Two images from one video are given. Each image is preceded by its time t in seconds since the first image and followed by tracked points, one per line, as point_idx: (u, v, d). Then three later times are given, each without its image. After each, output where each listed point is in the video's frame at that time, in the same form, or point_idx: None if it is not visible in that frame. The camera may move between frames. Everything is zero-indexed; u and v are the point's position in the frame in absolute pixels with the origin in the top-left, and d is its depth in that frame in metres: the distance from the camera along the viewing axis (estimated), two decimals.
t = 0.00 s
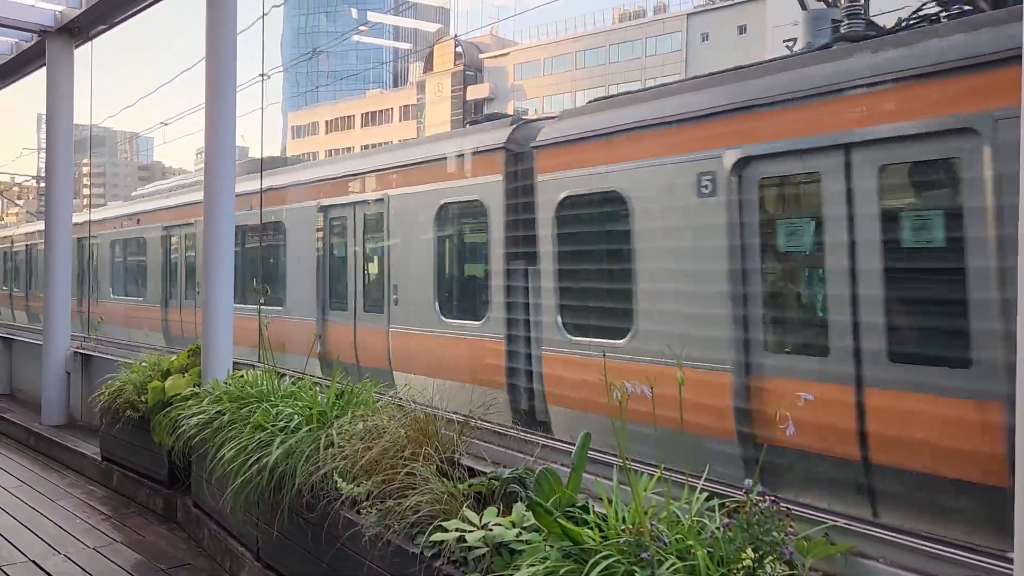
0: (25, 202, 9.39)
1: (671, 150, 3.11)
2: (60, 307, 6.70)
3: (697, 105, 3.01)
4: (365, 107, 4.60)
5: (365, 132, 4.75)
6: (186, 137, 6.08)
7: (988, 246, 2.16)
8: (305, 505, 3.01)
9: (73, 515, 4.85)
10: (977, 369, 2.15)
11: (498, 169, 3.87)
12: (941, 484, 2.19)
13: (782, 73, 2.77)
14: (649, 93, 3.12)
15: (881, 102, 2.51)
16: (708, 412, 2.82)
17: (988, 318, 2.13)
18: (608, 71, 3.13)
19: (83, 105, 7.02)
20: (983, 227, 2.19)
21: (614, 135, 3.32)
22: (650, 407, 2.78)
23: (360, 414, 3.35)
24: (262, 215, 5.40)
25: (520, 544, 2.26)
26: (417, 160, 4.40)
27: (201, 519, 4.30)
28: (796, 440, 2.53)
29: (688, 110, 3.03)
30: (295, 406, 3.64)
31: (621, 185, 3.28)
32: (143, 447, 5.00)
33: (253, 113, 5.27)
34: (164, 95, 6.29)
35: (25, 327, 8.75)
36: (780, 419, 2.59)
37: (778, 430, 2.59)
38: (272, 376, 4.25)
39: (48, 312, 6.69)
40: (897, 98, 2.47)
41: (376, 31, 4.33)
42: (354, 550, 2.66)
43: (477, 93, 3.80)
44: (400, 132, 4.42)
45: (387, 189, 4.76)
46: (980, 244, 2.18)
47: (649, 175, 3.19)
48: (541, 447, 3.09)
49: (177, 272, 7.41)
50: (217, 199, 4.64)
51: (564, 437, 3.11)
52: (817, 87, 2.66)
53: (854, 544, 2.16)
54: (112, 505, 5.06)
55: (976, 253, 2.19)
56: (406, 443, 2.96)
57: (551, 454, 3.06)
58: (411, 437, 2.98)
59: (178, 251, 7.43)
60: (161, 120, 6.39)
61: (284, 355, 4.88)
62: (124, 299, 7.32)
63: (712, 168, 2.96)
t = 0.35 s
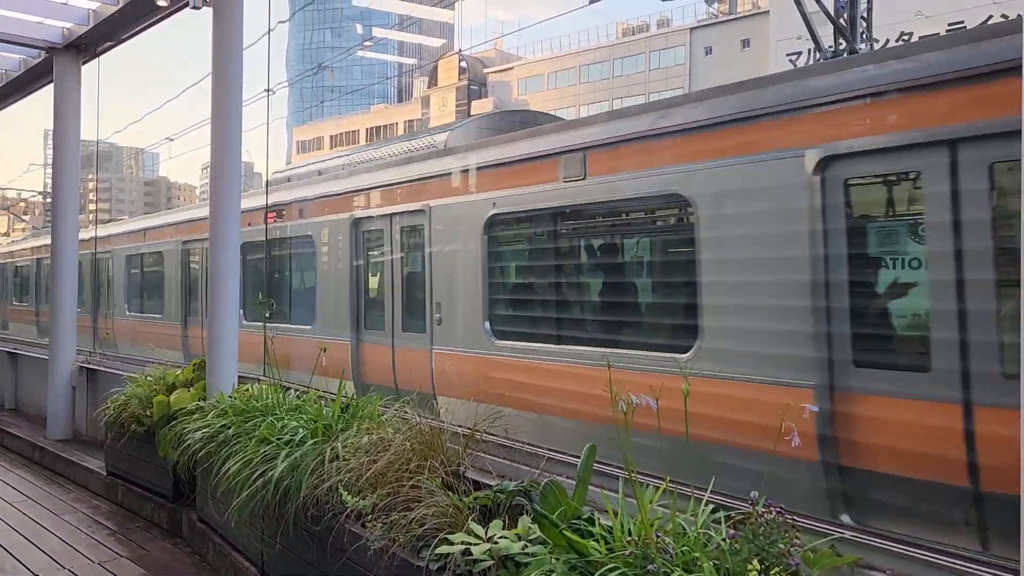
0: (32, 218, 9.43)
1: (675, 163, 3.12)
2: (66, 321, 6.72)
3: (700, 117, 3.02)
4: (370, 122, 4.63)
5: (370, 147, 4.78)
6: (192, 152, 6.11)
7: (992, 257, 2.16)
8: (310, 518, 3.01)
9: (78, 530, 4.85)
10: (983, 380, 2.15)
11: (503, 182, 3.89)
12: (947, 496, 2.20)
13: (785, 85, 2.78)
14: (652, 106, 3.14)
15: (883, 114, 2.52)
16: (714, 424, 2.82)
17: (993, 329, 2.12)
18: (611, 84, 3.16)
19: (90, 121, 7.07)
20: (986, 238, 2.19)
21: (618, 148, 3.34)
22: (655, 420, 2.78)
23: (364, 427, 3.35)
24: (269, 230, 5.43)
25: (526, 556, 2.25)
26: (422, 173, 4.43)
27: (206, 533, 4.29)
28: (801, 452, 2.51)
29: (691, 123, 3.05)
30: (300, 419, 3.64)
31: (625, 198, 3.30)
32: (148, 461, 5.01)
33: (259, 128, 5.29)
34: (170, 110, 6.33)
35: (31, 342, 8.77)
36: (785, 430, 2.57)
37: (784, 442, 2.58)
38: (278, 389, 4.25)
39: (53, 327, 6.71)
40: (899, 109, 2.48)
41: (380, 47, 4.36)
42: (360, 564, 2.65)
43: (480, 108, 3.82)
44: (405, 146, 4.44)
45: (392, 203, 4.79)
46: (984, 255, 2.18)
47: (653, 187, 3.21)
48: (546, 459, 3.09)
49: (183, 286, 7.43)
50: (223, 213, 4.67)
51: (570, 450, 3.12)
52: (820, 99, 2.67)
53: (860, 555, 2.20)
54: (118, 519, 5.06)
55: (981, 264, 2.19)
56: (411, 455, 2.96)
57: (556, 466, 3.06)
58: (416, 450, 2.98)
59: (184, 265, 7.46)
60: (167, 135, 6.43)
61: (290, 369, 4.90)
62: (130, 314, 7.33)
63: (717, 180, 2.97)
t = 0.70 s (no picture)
0: (38, 227, 9.47)
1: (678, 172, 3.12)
2: (71, 330, 6.74)
3: (703, 126, 3.02)
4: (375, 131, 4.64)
5: (373, 156, 4.79)
6: (197, 162, 6.13)
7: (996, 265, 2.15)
8: (314, 526, 3.00)
9: (82, 539, 4.85)
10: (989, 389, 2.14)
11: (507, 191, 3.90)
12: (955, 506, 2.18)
13: (787, 94, 2.78)
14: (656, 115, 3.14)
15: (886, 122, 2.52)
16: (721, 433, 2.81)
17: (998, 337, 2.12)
18: (616, 94, 3.22)
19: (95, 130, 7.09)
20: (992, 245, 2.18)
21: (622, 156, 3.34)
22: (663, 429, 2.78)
23: (369, 435, 3.35)
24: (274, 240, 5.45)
25: (531, 564, 2.24)
26: (427, 183, 4.44)
27: (210, 542, 4.28)
28: (807, 459, 2.55)
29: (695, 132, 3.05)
30: (305, 428, 3.64)
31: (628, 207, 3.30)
32: (153, 470, 5.01)
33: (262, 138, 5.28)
34: (175, 120, 6.36)
35: (37, 350, 8.79)
36: (791, 438, 2.62)
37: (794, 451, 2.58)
38: (282, 398, 4.25)
39: (59, 336, 6.73)
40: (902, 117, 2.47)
41: (385, 57, 4.37)
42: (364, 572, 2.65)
43: (484, 117, 3.81)
44: (410, 155, 4.46)
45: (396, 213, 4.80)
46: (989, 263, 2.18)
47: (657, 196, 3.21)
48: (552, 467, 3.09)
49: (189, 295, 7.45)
50: (228, 222, 4.68)
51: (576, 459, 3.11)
52: (823, 107, 2.67)
53: (866, 564, 2.18)
54: (122, 528, 5.06)
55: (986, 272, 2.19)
56: (415, 463, 2.95)
57: (561, 474, 3.05)
58: (420, 458, 2.97)
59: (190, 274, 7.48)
60: (172, 145, 6.46)
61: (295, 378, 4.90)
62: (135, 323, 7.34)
63: (721, 188, 2.96)
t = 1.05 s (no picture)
0: (42, 234, 9.49)
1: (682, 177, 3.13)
2: (76, 336, 6.75)
3: (708, 132, 3.03)
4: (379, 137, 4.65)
5: (376, 162, 4.81)
6: (201, 169, 6.16)
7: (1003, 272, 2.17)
8: (318, 532, 3.00)
9: (86, 545, 4.85)
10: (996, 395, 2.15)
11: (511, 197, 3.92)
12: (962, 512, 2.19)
13: (791, 100, 2.78)
14: (658, 121, 3.13)
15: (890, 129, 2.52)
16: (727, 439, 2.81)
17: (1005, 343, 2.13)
18: (618, 100, 3.14)
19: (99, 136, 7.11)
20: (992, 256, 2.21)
21: (625, 162, 3.35)
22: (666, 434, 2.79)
23: (373, 441, 3.35)
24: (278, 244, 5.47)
25: (535, 571, 2.23)
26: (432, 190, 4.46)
27: (213, 548, 4.28)
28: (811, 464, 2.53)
29: (699, 137, 3.05)
30: (309, 434, 3.64)
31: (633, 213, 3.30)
32: (156, 476, 5.01)
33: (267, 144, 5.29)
34: (179, 127, 6.37)
35: (40, 356, 8.81)
36: (796, 444, 2.59)
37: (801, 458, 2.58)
38: (286, 404, 4.25)
39: (62, 342, 6.74)
40: (907, 125, 2.48)
41: (387, 64, 4.38)
42: None
43: (488, 122, 3.82)
44: (413, 162, 4.48)
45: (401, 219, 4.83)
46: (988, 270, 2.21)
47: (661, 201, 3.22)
48: (556, 472, 3.09)
49: (192, 302, 7.46)
50: (232, 229, 4.69)
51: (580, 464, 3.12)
52: (826, 115, 2.68)
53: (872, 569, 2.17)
54: (126, 534, 5.06)
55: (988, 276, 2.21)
56: (419, 469, 2.96)
57: (565, 479, 3.05)
58: (425, 463, 2.98)
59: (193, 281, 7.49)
60: (176, 151, 6.48)
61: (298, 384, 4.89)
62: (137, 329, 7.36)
63: (727, 194, 2.98)
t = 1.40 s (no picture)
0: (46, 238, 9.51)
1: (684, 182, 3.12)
2: (79, 341, 6.75)
3: (710, 137, 3.02)
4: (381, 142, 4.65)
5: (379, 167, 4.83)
6: (204, 174, 6.17)
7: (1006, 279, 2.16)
8: (321, 538, 3.00)
9: (89, 550, 4.85)
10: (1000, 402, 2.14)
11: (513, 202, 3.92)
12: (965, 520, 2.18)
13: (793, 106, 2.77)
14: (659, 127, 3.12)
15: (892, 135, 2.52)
16: (730, 443, 2.81)
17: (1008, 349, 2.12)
18: (620, 106, 3.13)
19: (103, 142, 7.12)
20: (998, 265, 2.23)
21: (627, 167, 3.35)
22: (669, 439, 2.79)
23: (376, 446, 3.35)
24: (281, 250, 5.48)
25: None
26: (434, 195, 4.46)
27: (215, 553, 4.28)
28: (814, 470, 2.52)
29: (702, 143, 3.05)
30: (312, 439, 3.64)
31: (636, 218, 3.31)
32: (159, 481, 5.01)
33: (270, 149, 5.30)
34: (183, 132, 6.38)
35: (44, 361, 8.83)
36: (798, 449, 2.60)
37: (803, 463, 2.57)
38: (289, 409, 4.25)
39: (66, 347, 6.75)
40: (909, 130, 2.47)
41: (391, 69, 4.39)
42: None
43: (490, 128, 3.81)
44: (416, 167, 4.48)
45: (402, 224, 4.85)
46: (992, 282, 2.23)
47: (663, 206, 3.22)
48: (559, 477, 3.09)
49: (195, 307, 7.48)
50: (235, 234, 4.70)
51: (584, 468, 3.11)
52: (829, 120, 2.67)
53: None
54: (128, 539, 5.06)
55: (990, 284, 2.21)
56: (423, 474, 2.96)
57: (567, 485, 3.05)
58: (428, 468, 2.98)
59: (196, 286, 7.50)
60: (179, 156, 6.49)
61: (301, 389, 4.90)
62: (139, 334, 7.37)
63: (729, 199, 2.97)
